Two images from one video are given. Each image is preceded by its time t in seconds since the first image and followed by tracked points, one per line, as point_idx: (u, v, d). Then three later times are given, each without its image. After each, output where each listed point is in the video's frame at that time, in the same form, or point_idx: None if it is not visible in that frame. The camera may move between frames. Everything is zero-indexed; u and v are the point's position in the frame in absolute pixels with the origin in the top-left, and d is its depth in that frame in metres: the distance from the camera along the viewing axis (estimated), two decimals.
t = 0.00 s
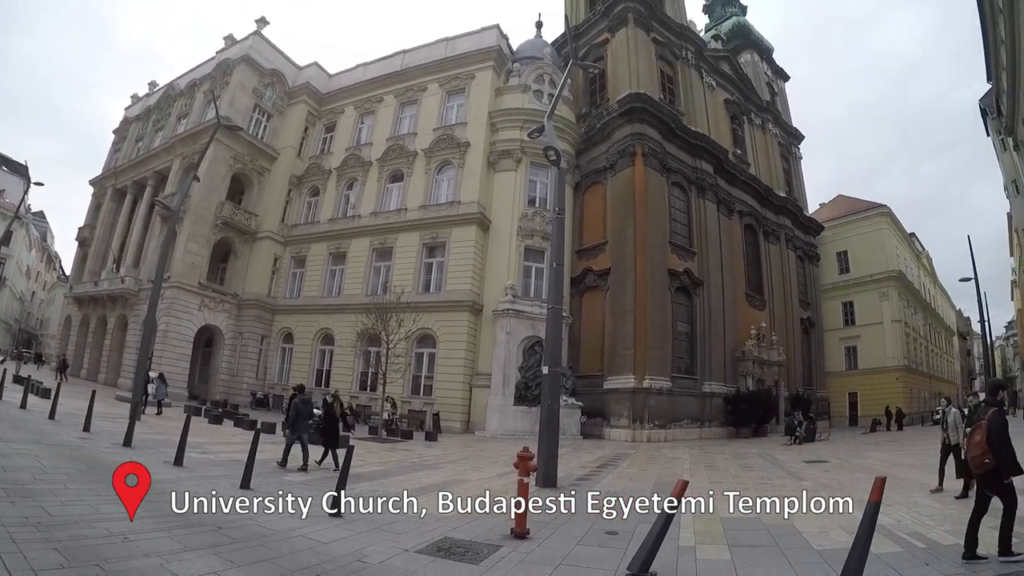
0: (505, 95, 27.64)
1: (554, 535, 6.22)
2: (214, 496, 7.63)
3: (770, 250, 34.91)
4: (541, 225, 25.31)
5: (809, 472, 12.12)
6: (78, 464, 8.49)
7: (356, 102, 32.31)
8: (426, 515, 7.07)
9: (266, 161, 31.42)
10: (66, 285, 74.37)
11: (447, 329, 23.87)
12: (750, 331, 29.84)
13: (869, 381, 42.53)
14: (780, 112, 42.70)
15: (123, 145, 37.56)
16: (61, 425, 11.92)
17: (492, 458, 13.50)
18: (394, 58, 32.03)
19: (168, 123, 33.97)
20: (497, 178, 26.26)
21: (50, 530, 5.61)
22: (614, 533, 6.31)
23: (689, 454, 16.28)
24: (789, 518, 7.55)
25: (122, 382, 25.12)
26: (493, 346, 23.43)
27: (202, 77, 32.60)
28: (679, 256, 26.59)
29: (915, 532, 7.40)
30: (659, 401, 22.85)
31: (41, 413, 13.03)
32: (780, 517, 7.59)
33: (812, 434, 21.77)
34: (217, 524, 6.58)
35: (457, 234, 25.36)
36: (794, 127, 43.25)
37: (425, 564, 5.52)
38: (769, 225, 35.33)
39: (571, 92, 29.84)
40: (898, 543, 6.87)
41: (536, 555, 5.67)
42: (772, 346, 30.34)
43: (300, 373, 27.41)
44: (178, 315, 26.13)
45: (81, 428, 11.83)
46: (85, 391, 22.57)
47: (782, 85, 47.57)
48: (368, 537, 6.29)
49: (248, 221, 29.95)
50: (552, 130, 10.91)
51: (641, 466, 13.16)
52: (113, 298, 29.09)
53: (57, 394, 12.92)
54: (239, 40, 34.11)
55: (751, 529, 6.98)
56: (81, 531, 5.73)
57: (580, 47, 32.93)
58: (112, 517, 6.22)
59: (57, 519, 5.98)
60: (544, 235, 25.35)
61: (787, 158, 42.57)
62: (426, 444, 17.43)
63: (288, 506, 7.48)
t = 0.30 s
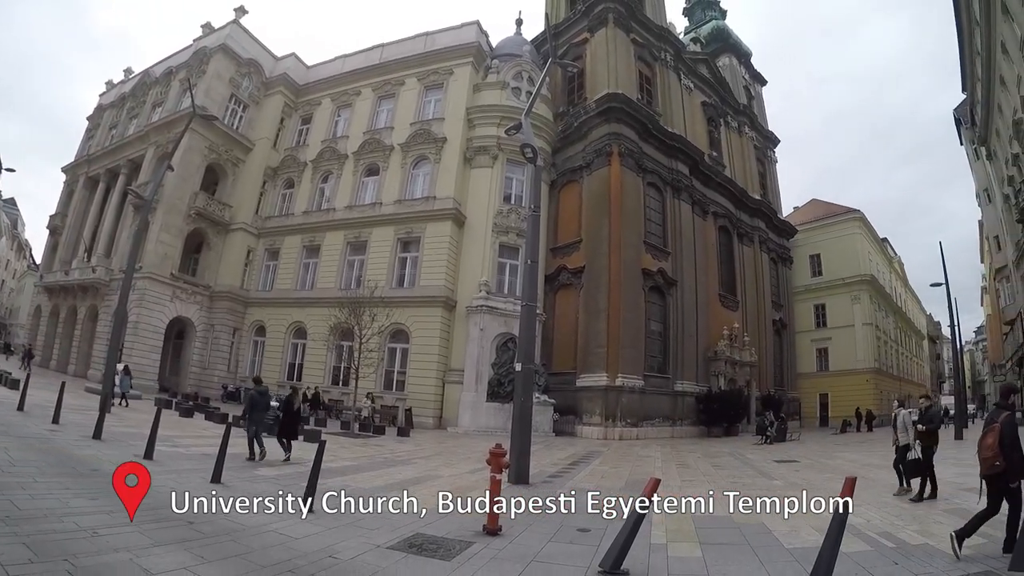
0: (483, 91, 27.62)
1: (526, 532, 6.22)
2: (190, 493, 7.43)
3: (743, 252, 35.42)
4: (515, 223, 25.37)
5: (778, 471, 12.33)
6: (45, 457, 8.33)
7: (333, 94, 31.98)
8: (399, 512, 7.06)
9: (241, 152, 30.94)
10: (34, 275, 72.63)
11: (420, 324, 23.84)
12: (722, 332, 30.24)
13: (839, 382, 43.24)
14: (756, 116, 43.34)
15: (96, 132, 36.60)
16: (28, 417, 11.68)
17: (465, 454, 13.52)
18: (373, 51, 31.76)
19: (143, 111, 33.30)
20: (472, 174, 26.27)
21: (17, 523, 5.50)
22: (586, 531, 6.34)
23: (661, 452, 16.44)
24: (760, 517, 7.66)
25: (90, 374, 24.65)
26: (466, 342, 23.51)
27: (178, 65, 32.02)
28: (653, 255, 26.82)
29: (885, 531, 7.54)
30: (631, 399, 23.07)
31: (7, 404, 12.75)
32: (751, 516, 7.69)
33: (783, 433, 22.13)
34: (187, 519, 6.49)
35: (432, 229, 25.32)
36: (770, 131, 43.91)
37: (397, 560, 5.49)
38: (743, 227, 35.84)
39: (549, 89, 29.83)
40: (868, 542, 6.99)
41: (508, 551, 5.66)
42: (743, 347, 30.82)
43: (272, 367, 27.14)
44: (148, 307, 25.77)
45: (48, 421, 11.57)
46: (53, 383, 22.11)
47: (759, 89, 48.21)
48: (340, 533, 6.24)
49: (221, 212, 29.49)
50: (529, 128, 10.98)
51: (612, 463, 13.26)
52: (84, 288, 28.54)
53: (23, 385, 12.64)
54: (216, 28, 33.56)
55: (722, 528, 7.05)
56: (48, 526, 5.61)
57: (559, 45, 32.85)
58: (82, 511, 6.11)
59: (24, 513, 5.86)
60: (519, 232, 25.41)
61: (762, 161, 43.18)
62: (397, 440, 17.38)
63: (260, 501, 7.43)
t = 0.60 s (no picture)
0: (464, 86, 27.55)
1: (500, 529, 6.23)
2: (191, 492, 7.28)
3: (720, 252, 35.84)
4: (493, 219, 25.46)
5: (752, 470, 12.49)
6: (15, 451, 8.17)
7: (312, 85, 31.59)
8: (375, 508, 7.03)
9: (219, 142, 30.49)
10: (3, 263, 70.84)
11: (396, 319, 23.76)
12: (698, 331, 30.59)
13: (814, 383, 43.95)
14: (736, 118, 43.83)
15: (73, 118, 35.78)
16: None
17: (440, 450, 13.50)
18: (355, 42, 31.45)
19: (120, 98, 32.64)
20: (451, 169, 26.21)
21: None
22: (560, 528, 6.39)
23: (636, 450, 16.56)
24: (734, 515, 7.76)
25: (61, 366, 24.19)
26: (442, 338, 23.48)
27: (156, 52, 31.42)
28: (630, 254, 27.02)
29: (857, 530, 7.67)
30: (606, 397, 23.24)
31: None
32: (726, 514, 7.78)
33: (757, 433, 22.45)
34: (161, 515, 6.40)
35: (409, 224, 25.24)
36: (750, 133, 44.43)
37: (371, 557, 5.46)
38: (720, 227, 36.27)
39: (530, 86, 29.80)
40: (840, 541, 7.12)
41: (483, 548, 5.66)
42: (718, 346, 31.22)
43: (247, 361, 26.85)
44: (122, 299, 25.36)
45: (18, 413, 11.33)
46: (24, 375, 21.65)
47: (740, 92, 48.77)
48: (313, 529, 6.19)
49: (197, 202, 29.08)
50: (509, 124, 10.97)
51: (587, 461, 13.33)
52: (57, 278, 27.99)
53: None
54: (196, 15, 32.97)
55: (697, 526, 7.12)
56: (18, 521, 5.50)
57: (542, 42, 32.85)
58: (53, 506, 6.00)
59: None
60: (496, 228, 25.52)
61: (741, 163, 43.68)
62: (372, 435, 17.31)
63: (234, 496, 7.37)
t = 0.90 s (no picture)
0: (447, 82, 27.51)
1: (479, 526, 6.24)
2: (191, 493, 7.09)
3: (701, 252, 36.14)
4: (475, 216, 25.51)
5: (731, 468, 12.63)
6: None
7: (295, 78, 31.29)
8: (356, 505, 7.01)
9: (199, 134, 30.14)
10: None
11: (377, 316, 23.66)
12: (677, 330, 30.84)
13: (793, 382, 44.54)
14: (719, 120, 44.25)
15: (52, 108, 35.09)
16: None
17: (420, 447, 13.50)
18: (338, 36, 31.19)
19: (101, 88, 32.12)
20: (433, 164, 26.16)
21: None
22: (540, 525, 6.42)
23: (616, 448, 16.67)
24: (713, 512, 7.86)
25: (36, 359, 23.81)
26: (422, 334, 23.46)
27: (138, 41, 30.95)
28: (611, 253, 27.17)
29: (835, 528, 7.78)
30: (586, 395, 23.39)
31: None
32: (706, 512, 7.87)
33: (735, 432, 22.71)
34: (138, 510, 6.33)
35: (390, 219, 25.14)
36: (733, 135, 44.86)
37: (349, 553, 5.44)
38: (701, 227, 36.58)
39: (513, 83, 29.77)
40: (818, 539, 7.21)
41: (462, 544, 5.66)
42: (698, 345, 31.53)
43: (225, 356, 26.62)
44: (101, 292, 25.02)
45: None
46: None
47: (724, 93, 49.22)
48: (293, 525, 6.15)
49: (178, 195, 28.74)
50: (491, 121, 10.97)
51: (566, 457, 13.39)
52: (34, 270, 27.53)
53: None
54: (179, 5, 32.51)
55: (676, 523, 7.18)
56: None
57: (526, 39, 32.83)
58: (28, 501, 5.92)
59: None
60: (478, 225, 25.58)
61: (723, 164, 44.05)
62: (351, 431, 17.26)
63: (213, 491, 7.33)
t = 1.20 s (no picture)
0: (435, 78, 27.44)
1: (465, 524, 6.23)
2: (191, 492, 7.05)
3: (687, 250, 36.34)
4: (461, 213, 25.50)
5: (716, 466, 12.71)
6: None
7: (282, 73, 31.04)
8: (343, 504, 6.99)
9: (185, 128, 29.86)
10: None
11: (363, 313, 23.58)
12: (663, 328, 31.00)
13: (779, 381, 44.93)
14: (706, 119, 44.54)
15: (37, 101, 34.60)
16: None
17: (406, 444, 13.47)
18: (326, 31, 30.97)
19: (86, 82, 31.70)
20: (420, 161, 26.12)
21: None
22: (526, 523, 6.43)
23: (602, 445, 16.73)
24: (700, 510, 7.90)
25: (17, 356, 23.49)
26: (408, 332, 23.42)
27: (123, 34, 30.58)
28: (597, 251, 27.25)
29: (820, 525, 7.87)
30: (572, 392, 23.48)
31: None
32: (692, 509, 7.92)
33: (721, 429, 22.88)
34: (123, 509, 6.27)
35: (376, 215, 25.06)
36: (720, 134, 45.16)
37: (335, 551, 5.42)
38: (688, 226, 36.78)
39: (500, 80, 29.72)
40: (804, 536, 7.27)
41: (448, 542, 5.66)
42: (684, 343, 31.69)
43: (210, 353, 26.40)
44: (85, 288, 24.73)
45: None
46: None
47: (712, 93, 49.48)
48: (279, 524, 6.12)
49: (163, 190, 28.45)
50: (478, 118, 10.98)
51: (552, 455, 13.42)
52: (16, 266, 27.14)
53: None
54: None
55: (663, 520, 7.22)
56: None
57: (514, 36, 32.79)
58: (10, 501, 5.85)
59: None
60: (464, 222, 25.60)
61: (709, 163, 44.29)
62: (337, 428, 17.20)
63: (199, 489, 7.28)
